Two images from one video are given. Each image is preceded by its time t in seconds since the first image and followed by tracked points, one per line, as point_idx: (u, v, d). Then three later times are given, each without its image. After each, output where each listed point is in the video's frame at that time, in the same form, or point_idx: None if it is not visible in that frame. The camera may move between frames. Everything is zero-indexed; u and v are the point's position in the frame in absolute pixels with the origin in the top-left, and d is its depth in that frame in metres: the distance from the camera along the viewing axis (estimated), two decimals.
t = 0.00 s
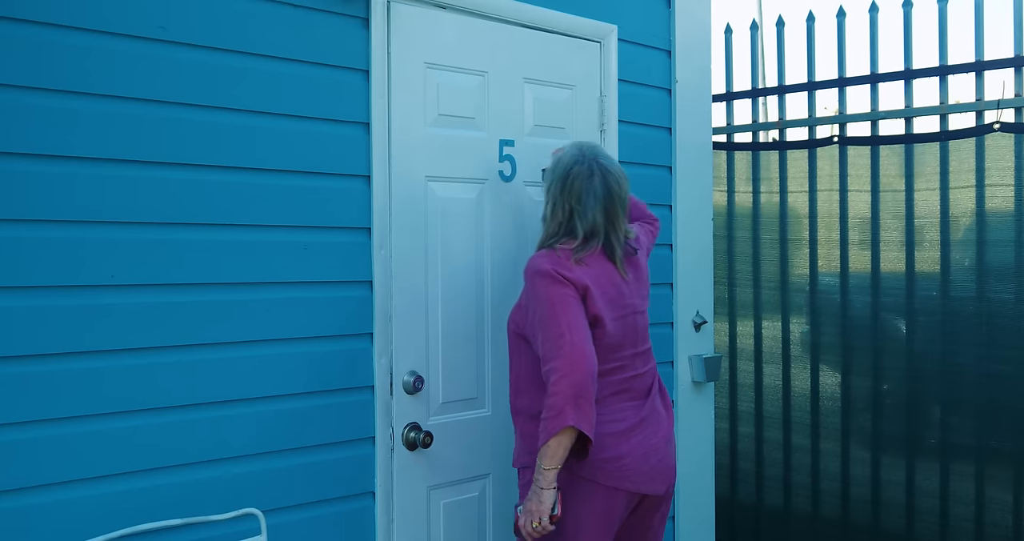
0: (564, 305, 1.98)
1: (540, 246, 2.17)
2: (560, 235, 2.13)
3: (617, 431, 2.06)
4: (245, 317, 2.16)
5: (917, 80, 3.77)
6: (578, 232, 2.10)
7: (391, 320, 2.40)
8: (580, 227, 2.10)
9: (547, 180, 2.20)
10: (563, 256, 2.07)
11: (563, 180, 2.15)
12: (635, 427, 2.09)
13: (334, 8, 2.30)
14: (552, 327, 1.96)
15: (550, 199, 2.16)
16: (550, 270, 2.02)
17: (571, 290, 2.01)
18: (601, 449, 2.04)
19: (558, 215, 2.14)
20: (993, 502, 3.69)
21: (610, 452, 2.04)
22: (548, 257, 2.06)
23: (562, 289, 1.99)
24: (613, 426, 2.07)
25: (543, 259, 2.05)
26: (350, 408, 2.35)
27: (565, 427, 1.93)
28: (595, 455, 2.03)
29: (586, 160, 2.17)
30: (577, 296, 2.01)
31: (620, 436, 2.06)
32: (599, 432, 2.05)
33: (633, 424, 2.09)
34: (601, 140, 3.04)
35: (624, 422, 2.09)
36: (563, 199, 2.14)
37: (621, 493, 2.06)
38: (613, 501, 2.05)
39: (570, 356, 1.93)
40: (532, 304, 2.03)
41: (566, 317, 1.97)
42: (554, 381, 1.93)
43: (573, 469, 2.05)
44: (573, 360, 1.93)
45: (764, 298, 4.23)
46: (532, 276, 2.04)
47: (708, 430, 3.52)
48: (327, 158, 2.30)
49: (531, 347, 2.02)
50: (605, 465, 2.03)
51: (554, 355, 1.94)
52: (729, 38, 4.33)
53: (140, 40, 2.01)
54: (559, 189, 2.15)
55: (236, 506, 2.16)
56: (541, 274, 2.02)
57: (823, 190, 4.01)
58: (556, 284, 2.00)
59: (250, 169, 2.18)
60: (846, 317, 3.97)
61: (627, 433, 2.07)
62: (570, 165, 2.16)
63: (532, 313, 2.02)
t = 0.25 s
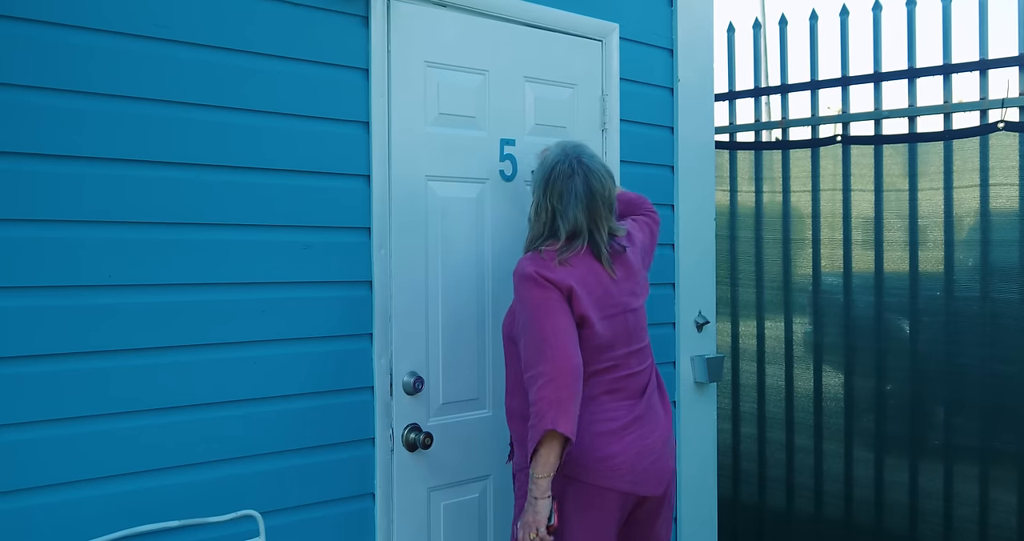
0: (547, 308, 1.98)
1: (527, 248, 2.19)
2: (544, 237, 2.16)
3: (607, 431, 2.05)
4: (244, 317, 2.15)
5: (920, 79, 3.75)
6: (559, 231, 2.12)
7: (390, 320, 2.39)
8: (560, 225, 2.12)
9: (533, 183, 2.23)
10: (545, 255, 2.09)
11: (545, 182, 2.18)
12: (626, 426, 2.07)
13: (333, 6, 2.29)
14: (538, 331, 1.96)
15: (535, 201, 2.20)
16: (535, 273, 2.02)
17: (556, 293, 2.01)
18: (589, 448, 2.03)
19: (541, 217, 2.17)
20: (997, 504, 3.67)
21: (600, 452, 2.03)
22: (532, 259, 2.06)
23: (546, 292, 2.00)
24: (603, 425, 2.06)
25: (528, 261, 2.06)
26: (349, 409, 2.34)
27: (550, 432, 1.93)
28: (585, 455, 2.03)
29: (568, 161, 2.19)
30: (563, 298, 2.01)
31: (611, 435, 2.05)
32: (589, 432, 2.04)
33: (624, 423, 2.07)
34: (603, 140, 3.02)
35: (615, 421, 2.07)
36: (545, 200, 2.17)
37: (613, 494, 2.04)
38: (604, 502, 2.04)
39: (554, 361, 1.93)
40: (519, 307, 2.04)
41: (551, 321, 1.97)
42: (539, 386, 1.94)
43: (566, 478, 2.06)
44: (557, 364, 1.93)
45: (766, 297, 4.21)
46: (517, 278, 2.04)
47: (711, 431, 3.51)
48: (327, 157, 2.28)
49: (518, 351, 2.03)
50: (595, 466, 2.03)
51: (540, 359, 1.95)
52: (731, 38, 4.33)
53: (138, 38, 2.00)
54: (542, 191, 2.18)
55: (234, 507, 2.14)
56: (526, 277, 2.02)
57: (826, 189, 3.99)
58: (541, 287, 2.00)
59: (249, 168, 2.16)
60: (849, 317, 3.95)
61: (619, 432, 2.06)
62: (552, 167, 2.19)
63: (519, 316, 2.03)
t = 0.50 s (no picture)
0: (540, 318, 1.97)
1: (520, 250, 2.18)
2: (537, 238, 2.15)
3: (602, 432, 2.04)
4: (240, 318, 2.14)
5: (922, 77, 3.73)
6: (552, 232, 2.11)
7: (388, 321, 2.38)
8: (552, 227, 2.11)
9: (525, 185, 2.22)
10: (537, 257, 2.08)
11: (537, 184, 2.18)
12: (621, 427, 2.06)
13: (330, 5, 2.27)
14: (528, 341, 1.97)
15: (528, 203, 2.19)
16: (525, 279, 2.00)
17: (547, 300, 1.99)
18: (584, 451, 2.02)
19: (533, 218, 2.16)
20: (999, 506, 3.65)
21: (595, 454, 2.02)
22: (524, 263, 2.04)
23: (537, 299, 1.99)
24: (598, 427, 2.05)
25: (518, 265, 2.04)
26: (347, 410, 2.32)
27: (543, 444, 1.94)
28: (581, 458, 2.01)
29: (558, 162, 2.18)
30: (554, 305, 2.00)
31: (605, 437, 2.04)
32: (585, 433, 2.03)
33: (620, 424, 2.07)
34: (602, 139, 3.01)
35: (610, 422, 2.06)
36: (537, 201, 2.16)
37: (609, 496, 2.03)
38: (602, 504, 2.03)
39: (545, 373, 1.95)
40: (511, 314, 2.03)
41: (542, 330, 1.97)
42: (531, 398, 1.95)
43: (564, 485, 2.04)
44: (548, 376, 1.94)
45: (767, 297, 4.19)
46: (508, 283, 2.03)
47: (711, 432, 3.49)
48: (324, 156, 2.27)
49: (510, 359, 2.04)
50: (590, 468, 2.01)
51: (531, 370, 1.96)
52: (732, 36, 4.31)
53: (134, 37, 1.98)
54: (533, 192, 2.18)
55: (231, 509, 2.13)
56: (517, 283, 2.00)
57: (827, 188, 3.97)
58: (532, 294, 1.99)
59: (246, 168, 2.15)
60: (850, 317, 3.93)
61: (614, 433, 2.05)
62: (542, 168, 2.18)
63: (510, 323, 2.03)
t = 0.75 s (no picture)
0: (540, 320, 1.96)
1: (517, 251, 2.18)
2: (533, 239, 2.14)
3: (600, 432, 2.03)
4: (236, 317, 2.13)
5: (923, 76, 3.72)
6: (547, 232, 2.11)
7: (385, 321, 2.37)
8: (548, 227, 2.10)
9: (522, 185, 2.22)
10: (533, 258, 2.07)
11: (533, 184, 2.17)
12: (619, 427, 2.05)
13: (327, 4, 2.26)
14: (528, 343, 1.95)
15: (524, 203, 2.19)
16: (524, 280, 1.99)
17: (547, 301, 1.98)
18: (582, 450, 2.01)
19: (529, 219, 2.16)
20: (1000, 507, 3.64)
21: (594, 453, 2.01)
22: (522, 264, 2.03)
23: (537, 300, 1.97)
24: (596, 427, 2.03)
25: (517, 266, 2.03)
26: (343, 410, 2.31)
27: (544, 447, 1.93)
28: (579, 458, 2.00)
29: (555, 162, 2.18)
30: (554, 306, 1.99)
31: (603, 436, 2.02)
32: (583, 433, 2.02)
33: (618, 424, 2.05)
34: (601, 138, 2.99)
35: (608, 422, 2.05)
36: (533, 201, 2.16)
37: (607, 496, 2.02)
38: (600, 505, 2.02)
39: (544, 376, 1.93)
40: (510, 315, 2.02)
41: (542, 332, 1.95)
42: (530, 401, 1.94)
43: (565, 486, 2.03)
44: (547, 379, 1.93)
45: (768, 297, 4.17)
46: (507, 284, 2.02)
47: (711, 432, 3.48)
48: (321, 155, 2.26)
49: (510, 361, 2.03)
50: (588, 467, 2.00)
51: (530, 372, 1.95)
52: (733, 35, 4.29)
53: (130, 36, 1.97)
54: (530, 193, 2.18)
55: (227, 510, 2.12)
56: (516, 284, 1.99)
57: (828, 188, 3.95)
58: (531, 296, 1.97)
59: (242, 167, 2.14)
60: (851, 317, 3.91)
61: (612, 433, 2.04)
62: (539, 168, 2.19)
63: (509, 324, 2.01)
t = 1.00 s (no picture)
0: (538, 322, 1.95)
1: (520, 248, 2.15)
2: (538, 235, 2.12)
3: (593, 434, 2.02)
4: (233, 318, 2.12)
5: (924, 76, 3.71)
6: (552, 228, 2.09)
7: (383, 321, 2.36)
8: (553, 222, 2.09)
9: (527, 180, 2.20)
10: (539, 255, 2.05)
11: (539, 180, 2.16)
12: (612, 429, 2.05)
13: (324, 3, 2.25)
14: (525, 344, 1.95)
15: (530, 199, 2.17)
16: (526, 280, 1.98)
17: (546, 303, 1.97)
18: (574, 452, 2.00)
19: (535, 214, 2.14)
20: (1001, 508, 3.62)
21: (586, 454, 2.00)
22: (525, 263, 2.02)
23: (536, 302, 1.96)
24: (589, 429, 2.03)
25: (519, 265, 2.02)
26: (341, 411, 2.30)
27: (533, 450, 1.92)
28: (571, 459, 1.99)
29: (561, 159, 2.17)
30: (553, 309, 1.98)
31: (596, 438, 2.02)
32: (576, 435, 2.02)
33: (611, 427, 2.05)
34: (600, 138, 2.98)
35: (601, 424, 2.05)
36: (539, 197, 2.14)
37: (599, 497, 2.01)
38: (594, 506, 2.01)
39: (539, 378, 1.93)
40: (509, 315, 2.01)
41: (539, 334, 1.95)
42: (524, 402, 1.94)
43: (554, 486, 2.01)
44: (542, 381, 1.93)
45: (768, 298, 4.16)
46: (507, 284, 2.01)
47: (711, 433, 3.47)
48: (319, 155, 2.25)
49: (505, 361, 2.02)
50: (581, 468, 1.99)
51: (525, 374, 1.94)
52: (733, 35, 4.27)
53: (125, 35, 1.96)
54: (535, 188, 2.16)
55: (224, 512, 2.11)
56: (516, 284, 1.98)
57: (829, 187, 3.94)
58: (531, 297, 1.96)
59: (239, 167, 2.13)
60: (851, 318, 3.90)
61: (604, 435, 2.03)
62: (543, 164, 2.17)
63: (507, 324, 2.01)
